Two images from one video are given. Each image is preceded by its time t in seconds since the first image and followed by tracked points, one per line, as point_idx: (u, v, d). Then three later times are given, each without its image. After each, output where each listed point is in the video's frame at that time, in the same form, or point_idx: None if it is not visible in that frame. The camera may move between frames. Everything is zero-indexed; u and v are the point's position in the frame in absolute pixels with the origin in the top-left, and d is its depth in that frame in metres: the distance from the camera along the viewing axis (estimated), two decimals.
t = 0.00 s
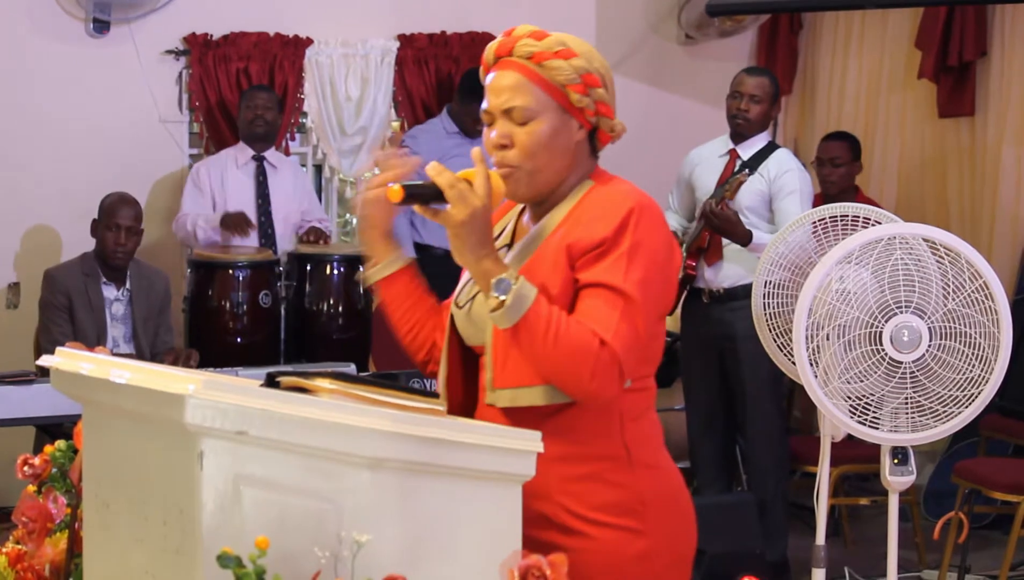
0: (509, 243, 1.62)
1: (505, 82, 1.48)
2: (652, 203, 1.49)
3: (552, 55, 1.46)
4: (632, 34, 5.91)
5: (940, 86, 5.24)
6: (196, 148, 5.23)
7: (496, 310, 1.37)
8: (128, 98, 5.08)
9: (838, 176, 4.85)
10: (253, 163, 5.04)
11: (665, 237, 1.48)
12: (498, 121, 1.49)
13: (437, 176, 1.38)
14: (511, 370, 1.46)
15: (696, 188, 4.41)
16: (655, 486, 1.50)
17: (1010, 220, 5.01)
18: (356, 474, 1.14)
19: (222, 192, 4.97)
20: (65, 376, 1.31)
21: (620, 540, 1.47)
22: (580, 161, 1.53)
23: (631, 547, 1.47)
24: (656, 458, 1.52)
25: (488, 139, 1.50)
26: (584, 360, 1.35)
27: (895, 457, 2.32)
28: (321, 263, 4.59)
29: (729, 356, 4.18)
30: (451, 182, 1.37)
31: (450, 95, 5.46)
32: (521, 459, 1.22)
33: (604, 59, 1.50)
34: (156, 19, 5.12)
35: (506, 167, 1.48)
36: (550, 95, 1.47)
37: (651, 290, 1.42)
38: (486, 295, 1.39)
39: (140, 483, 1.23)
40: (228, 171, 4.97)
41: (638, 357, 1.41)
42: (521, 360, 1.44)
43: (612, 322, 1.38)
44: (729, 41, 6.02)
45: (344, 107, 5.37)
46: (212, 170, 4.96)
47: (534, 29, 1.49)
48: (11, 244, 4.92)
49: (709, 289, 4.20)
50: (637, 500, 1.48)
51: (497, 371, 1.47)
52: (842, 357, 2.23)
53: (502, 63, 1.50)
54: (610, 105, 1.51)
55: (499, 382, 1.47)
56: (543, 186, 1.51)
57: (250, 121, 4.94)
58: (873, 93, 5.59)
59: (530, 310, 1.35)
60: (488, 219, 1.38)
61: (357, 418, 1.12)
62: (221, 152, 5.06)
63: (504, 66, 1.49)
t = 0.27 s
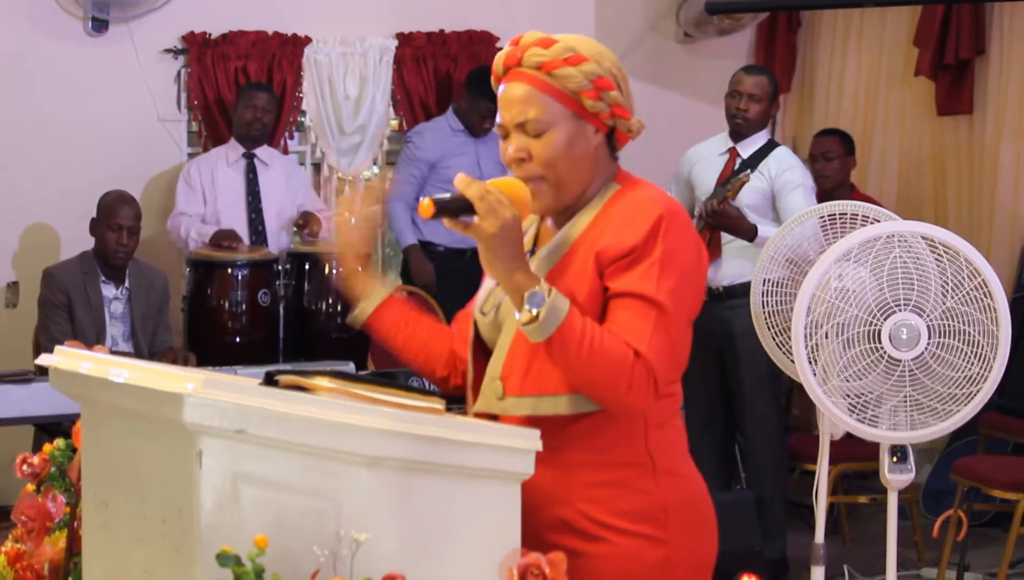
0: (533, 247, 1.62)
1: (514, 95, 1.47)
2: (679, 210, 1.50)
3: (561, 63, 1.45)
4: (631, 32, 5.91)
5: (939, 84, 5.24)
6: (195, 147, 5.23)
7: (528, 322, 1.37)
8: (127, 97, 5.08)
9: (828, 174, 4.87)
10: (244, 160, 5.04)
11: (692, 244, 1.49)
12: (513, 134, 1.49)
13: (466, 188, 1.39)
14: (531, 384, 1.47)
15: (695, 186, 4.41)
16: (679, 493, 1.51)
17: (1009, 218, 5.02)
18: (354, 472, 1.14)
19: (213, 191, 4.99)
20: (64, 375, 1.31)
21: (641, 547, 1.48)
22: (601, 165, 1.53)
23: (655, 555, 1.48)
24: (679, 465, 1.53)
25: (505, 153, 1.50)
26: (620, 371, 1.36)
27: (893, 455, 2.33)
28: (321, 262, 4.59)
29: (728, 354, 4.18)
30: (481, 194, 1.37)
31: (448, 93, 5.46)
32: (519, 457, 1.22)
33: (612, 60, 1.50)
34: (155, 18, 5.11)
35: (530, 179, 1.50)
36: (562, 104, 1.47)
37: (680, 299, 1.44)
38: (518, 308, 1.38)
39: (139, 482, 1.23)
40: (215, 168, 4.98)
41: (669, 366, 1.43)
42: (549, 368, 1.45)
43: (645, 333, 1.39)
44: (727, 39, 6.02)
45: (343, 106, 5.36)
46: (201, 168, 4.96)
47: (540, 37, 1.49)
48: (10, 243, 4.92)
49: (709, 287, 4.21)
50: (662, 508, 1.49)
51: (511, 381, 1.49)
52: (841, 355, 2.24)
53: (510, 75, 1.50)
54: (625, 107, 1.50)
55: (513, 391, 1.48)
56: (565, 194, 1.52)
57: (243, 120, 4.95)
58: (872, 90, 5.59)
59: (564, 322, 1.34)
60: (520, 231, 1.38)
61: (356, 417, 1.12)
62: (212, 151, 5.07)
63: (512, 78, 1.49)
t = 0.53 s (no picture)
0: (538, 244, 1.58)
1: (530, 85, 1.44)
2: (687, 209, 1.47)
3: (580, 56, 1.42)
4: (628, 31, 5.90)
5: (936, 82, 5.24)
6: (193, 145, 5.23)
7: (529, 319, 1.34)
8: (125, 95, 5.08)
9: (830, 167, 4.86)
10: (238, 161, 5.03)
11: (699, 243, 1.46)
12: (526, 125, 1.45)
13: (468, 182, 1.36)
14: (541, 379, 1.44)
15: (694, 184, 4.40)
16: (682, 493, 1.50)
17: (1007, 216, 5.02)
18: (352, 470, 1.14)
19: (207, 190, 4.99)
20: (62, 373, 1.31)
21: (646, 547, 1.46)
22: (612, 160, 1.49)
23: (654, 556, 1.47)
24: (683, 465, 1.51)
25: (517, 143, 1.47)
26: (621, 372, 1.33)
27: (892, 453, 2.32)
28: (319, 260, 4.60)
29: (728, 352, 4.18)
30: (482, 188, 1.34)
31: (447, 91, 5.46)
32: (517, 455, 1.23)
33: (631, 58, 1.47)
34: (153, 16, 5.11)
35: (540, 169, 1.46)
36: (578, 97, 1.44)
37: (685, 299, 1.41)
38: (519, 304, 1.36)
39: (138, 480, 1.23)
40: (211, 170, 4.98)
41: (671, 366, 1.40)
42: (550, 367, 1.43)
43: (646, 332, 1.36)
44: (726, 37, 6.02)
45: (340, 104, 5.36)
46: (196, 169, 4.97)
47: (560, 29, 1.45)
48: (9, 241, 4.92)
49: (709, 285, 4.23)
50: (666, 508, 1.47)
51: (528, 377, 1.45)
52: (839, 352, 2.23)
53: (527, 65, 1.46)
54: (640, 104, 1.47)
55: (530, 388, 1.45)
56: (575, 189, 1.48)
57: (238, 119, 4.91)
58: (869, 88, 5.59)
59: (563, 319, 1.32)
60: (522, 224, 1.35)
61: (353, 415, 1.13)
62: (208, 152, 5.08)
63: (529, 69, 1.46)
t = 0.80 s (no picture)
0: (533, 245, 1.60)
1: (510, 92, 1.49)
2: (670, 209, 1.49)
3: (552, 62, 1.46)
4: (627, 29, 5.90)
5: (935, 82, 5.24)
6: (192, 144, 5.23)
7: (491, 323, 1.39)
8: (124, 93, 5.07)
9: (828, 165, 4.86)
10: (241, 158, 5.04)
11: (677, 244, 1.47)
12: (507, 131, 1.50)
13: (437, 186, 1.39)
14: (517, 383, 1.45)
15: (693, 183, 4.41)
16: (666, 494, 1.51)
17: (1005, 215, 5.01)
18: (351, 469, 1.16)
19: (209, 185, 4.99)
20: (60, 371, 1.31)
21: (626, 547, 1.49)
22: (595, 164, 1.53)
23: (636, 555, 1.49)
24: (670, 465, 1.53)
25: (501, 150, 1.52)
26: (581, 376, 1.36)
27: (890, 452, 2.33)
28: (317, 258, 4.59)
29: (727, 351, 4.18)
30: (449, 194, 1.38)
31: (446, 90, 5.45)
32: (516, 454, 1.23)
33: (610, 61, 1.48)
34: (151, 15, 5.11)
35: (519, 176, 1.51)
36: (555, 103, 1.47)
37: (653, 301, 1.43)
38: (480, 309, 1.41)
39: (137, 479, 1.23)
40: (213, 166, 4.98)
41: (638, 369, 1.42)
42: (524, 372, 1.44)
43: (611, 335, 1.39)
44: (725, 36, 6.02)
45: (339, 103, 5.35)
46: (199, 167, 4.97)
47: (538, 35, 1.49)
48: (7, 240, 4.92)
49: (707, 285, 4.22)
50: (644, 508, 1.50)
51: (498, 381, 1.47)
52: (838, 351, 2.23)
53: (509, 72, 1.50)
54: (620, 108, 1.49)
55: (500, 391, 1.47)
56: (558, 194, 1.52)
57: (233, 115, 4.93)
58: (868, 87, 5.59)
59: (522, 324, 1.37)
60: (484, 232, 1.39)
61: (352, 413, 1.13)
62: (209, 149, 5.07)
63: (510, 76, 1.50)
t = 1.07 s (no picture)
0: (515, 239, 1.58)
1: (500, 83, 1.46)
2: (653, 204, 1.47)
3: (546, 55, 1.44)
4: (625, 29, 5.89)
5: (933, 80, 5.24)
6: (191, 143, 5.23)
7: (481, 316, 1.38)
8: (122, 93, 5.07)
9: (829, 165, 4.86)
10: (246, 158, 5.04)
11: (662, 238, 1.46)
12: (495, 121, 1.48)
13: (425, 180, 1.37)
14: (507, 373, 1.43)
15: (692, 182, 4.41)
16: (652, 486, 1.50)
17: (1004, 214, 5.02)
18: (351, 469, 1.16)
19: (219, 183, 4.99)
20: (60, 371, 1.31)
21: (615, 539, 1.47)
22: (581, 157, 1.52)
23: (624, 547, 1.47)
24: (653, 458, 1.51)
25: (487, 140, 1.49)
26: (568, 368, 1.34)
27: (889, 451, 2.33)
28: (316, 258, 4.60)
29: (726, 350, 4.18)
30: (437, 187, 1.36)
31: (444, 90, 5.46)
32: (514, 453, 1.23)
33: (602, 57, 1.47)
34: (151, 14, 5.11)
35: (505, 167, 1.48)
36: (546, 96, 1.45)
37: (640, 294, 1.40)
38: (470, 302, 1.39)
39: (136, 477, 1.23)
40: (220, 165, 4.99)
41: (627, 361, 1.40)
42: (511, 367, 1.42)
43: (599, 328, 1.36)
44: (723, 35, 6.03)
45: (338, 102, 5.35)
46: (206, 164, 4.97)
47: (531, 27, 1.47)
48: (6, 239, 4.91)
49: (705, 284, 4.21)
50: (632, 500, 1.48)
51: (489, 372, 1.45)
52: (836, 351, 2.23)
53: (499, 63, 1.48)
54: (609, 103, 1.48)
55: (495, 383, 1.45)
56: (543, 184, 1.50)
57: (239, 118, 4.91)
58: (866, 85, 5.60)
59: (513, 317, 1.35)
60: (475, 224, 1.37)
61: (352, 413, 1.14)
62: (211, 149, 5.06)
63: (501, 66, 1.48)
